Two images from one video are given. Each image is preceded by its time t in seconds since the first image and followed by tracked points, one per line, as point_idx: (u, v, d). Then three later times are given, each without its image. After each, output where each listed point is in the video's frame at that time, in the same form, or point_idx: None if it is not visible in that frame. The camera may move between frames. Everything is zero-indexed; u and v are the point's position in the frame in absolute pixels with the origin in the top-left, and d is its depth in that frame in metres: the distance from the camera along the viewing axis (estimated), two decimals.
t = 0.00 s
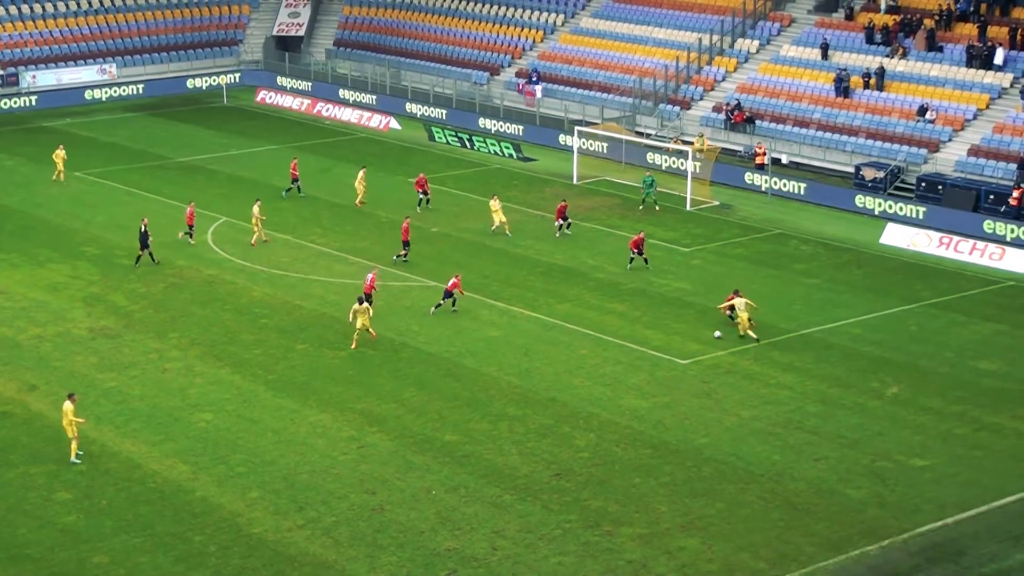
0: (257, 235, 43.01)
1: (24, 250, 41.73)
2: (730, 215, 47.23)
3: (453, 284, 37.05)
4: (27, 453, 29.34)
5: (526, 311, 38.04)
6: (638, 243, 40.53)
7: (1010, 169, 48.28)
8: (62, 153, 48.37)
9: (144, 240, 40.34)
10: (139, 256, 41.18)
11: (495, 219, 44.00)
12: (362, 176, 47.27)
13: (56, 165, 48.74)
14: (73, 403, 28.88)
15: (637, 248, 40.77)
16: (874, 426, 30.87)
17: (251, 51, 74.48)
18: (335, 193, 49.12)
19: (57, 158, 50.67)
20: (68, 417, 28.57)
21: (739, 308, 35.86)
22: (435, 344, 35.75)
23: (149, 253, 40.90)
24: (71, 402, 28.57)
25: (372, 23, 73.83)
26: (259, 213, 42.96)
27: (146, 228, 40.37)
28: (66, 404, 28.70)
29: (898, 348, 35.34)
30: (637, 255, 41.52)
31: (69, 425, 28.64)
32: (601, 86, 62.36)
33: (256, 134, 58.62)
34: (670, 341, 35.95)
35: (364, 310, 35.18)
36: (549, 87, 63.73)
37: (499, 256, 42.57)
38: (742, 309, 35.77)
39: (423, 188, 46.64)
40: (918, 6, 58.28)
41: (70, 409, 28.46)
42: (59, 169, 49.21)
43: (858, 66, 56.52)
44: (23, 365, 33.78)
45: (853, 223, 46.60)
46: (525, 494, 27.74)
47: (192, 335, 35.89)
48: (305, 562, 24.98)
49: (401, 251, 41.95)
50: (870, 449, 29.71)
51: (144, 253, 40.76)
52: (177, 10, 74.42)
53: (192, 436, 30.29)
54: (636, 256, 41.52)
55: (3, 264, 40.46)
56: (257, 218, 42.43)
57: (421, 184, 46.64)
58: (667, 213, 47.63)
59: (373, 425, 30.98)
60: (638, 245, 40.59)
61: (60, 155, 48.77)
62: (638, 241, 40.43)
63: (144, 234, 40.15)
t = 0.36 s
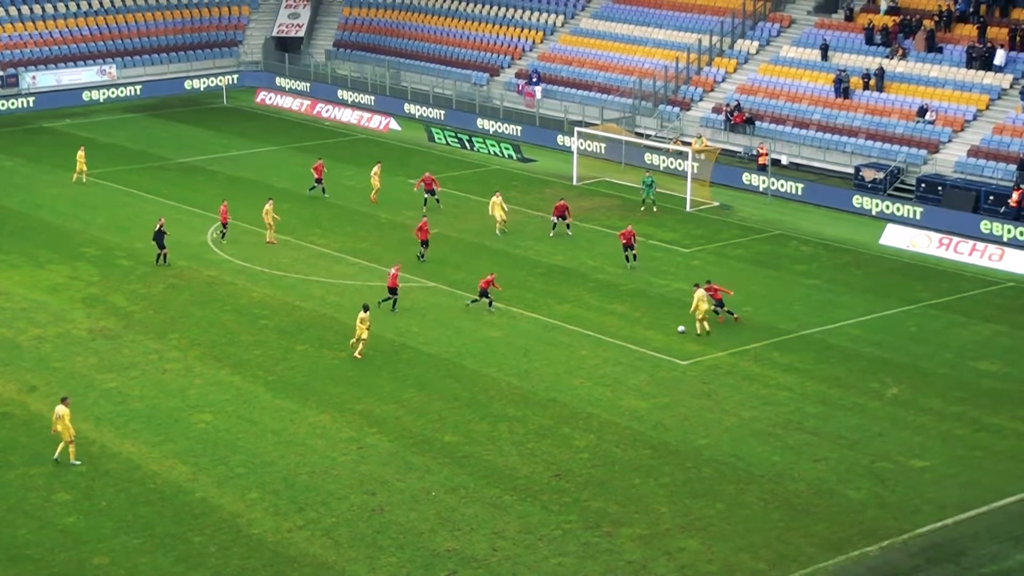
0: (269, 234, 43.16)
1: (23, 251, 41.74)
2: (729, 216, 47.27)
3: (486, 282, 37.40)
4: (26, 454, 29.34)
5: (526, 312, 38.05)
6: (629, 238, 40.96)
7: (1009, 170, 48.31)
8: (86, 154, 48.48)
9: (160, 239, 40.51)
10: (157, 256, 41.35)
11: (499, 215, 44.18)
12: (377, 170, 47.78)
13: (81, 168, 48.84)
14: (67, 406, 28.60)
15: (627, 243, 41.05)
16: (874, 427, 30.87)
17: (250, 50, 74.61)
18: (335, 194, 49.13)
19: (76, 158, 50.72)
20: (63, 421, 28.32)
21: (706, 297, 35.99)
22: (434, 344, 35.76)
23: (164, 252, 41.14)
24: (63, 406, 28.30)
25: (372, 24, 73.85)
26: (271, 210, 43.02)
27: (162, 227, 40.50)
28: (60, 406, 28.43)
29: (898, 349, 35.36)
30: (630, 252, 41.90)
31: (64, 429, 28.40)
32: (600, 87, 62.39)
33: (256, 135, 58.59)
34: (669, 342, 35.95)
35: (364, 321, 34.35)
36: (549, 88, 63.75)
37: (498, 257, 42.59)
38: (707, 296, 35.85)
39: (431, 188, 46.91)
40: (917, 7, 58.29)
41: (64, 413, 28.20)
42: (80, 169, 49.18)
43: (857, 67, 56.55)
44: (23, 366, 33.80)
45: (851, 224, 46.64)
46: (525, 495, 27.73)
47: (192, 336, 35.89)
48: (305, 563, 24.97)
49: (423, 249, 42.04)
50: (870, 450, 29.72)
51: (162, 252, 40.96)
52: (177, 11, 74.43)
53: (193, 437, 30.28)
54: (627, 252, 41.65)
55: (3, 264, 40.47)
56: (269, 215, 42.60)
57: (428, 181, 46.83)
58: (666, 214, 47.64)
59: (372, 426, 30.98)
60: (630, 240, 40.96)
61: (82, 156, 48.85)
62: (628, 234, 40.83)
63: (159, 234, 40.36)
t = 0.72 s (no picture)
0: (280, 234, 43.24)
1: (24, 252, 41.78)
2: (729, 216, 47.30)
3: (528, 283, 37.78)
4: (27, 455, 29.33)
5: (525, 313, 38.03)
6: (616, 242, 40.67)
7: (1010, 171, 48.32)
8: (103, 154, 48.48)
9: (173, 239, 40.60)
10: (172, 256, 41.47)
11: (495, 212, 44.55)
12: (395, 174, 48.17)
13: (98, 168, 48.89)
14: (52, 410, 28.56)
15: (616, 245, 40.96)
16: (874, 428, 30.85)
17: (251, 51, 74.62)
18: (336, 195, 49.10)
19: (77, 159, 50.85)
20: (49, 424, 28.25)
21: (660, 287, 36.44)
22: (434, 345, 35.78)
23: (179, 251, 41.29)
24: (48, 408, 28.19)
25: (373, 26, 73.87)
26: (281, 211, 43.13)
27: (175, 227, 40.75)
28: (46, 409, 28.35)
29: (898, 350, 35.36)
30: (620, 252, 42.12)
31: (50, 433, 28.35)
32: (601, 88, 62.39)
33: (256, 136, 58.59)
34: (669, 343, 35.94)
35: (371, 335, 33.64)
36: (549, 89, 63.76)
37: (499, 258, 42.59)
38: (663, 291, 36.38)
39: (438, 186, 47.04)
40: (918, 8, 58.27)
41: (48, 416, 28.10)
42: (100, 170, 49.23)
43: (858, 68, 56.54)
44: (23, 367, 33.82)
45: (851, 225, 46.65)
46: (525, 496, 27.73)
47: (192, 337, 35.87)
48: (305, 565, 24.95)
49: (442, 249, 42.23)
50: (871, 451, 29.71)
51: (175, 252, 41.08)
52: (178, 12, 74.48)
53: (193, 439, 30.26)
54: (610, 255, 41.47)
55: (3, 265, 40.51)
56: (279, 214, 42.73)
57: (436, 179, 47.04)
58: (667, 215, 47.64)
59: (373, 427, 30.97)
60: (617, 243, 40.72)
61: (99, 158, 48.89)
62: (617, 238, 40.67)
63: (173, 235, 40.43)
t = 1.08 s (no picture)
0: (287, 237, 43.30)
1: (25, 252, 41.81)
2: (730, 217, 47.32)
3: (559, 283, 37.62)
4: (28, 455, 29.34)
5: (526, 314, 38.00)
6: (623, 235, 41.07)
7: (1011, 172, 48.30)
8: (126, 156, 48.59)
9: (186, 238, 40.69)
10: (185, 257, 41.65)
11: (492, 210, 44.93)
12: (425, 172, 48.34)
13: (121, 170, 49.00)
14: (38, 412, 28.11)
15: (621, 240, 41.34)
16: (875, 429, 30.84)
17: (252, 51, 74.61)
18: (337, 195, 49.10)
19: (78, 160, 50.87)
20: (36, 429, 27.99)
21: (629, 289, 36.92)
22: (435, 345, 35.78)
23: (192, 250, 41.38)
24: (34, 414, 27.88)
25: (374, 26, 73.88)
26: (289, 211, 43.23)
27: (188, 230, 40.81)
28: (32, 413, 28.07)
29: (899, 350, 35.35)
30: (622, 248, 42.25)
31: (36, 438, 28.13)
32: (602, 89, 62.39)
33: (257, 136, 58.59)
34: (670, 344, 35.94)
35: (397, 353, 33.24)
36: (550, 90, 63.77)
37: (500, 258, 42.59)
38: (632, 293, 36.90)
39: (444, 186, 47.16)
40: (920, 9, 58.23)
41: (36, 421, 27.82)
42: (122, 174, 49.41)
43: (859, 69, 56.54)
44: (24, 367, 33.84)
45: (852, 225, 46.65)
46: (526, 497, 27.73)
47: (192, 338, 35.87)
48: (307, 565, 24.94)
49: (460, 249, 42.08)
50: (872, 452, 29.70)
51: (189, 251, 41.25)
52: (179, 13, 74.52)
53: (194, 439, 30.27)
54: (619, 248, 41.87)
55: (4, 266, 40.53)
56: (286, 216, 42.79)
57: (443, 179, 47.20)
58: (668, 215, 47.63)
59: (374, 427, 30.96)
60: (625, 237, 41.11)
61: (122, 158, 49.06)
62: (623, 231, 41.02)
63: (184, 235, 40.56)
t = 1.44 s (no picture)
0: (297, 234, 43.31)
1: (25, 252, 41.83)
2: (729, 217, 47.35)
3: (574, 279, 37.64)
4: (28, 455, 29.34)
5: (525, 314, 38.00)
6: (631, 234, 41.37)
7: (1011, 172, 48.30)
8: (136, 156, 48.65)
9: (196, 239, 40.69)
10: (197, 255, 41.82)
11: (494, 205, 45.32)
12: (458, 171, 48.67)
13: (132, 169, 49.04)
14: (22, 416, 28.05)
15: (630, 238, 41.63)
16: (875, 429, 30.84)
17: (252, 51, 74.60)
18: (337, 196, 49.10)
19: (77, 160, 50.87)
20: (19, 432, 27.87)
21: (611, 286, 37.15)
22: (435, 345, 35.79)
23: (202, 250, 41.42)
24: (17, 417, 27.78)
25: (374, 26, 73.88)
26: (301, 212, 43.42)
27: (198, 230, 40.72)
28: (16, 417, 27.97)
29: (899, 350, 35.36)
30: (628, 246, 42.58)
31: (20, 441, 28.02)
32: (602, 89, 62.40)
33: (257, 137, 58.59)
34: (670, 344, 35.94)
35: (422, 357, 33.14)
36: (550, 90, 63.77)
37: (500, 259, 42.59)
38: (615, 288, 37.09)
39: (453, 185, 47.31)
40: (920, 9, 58.22)
41: (18, 424, 27.76)
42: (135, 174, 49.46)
43: (859, 69, 56.55)
44: (24, 367, 33.85)
45: (851, 225, 46.66)
46: (526, 497, 27.72)
47: (192, 338, 35.86)
48: (307, 565, 24.94)
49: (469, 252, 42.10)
50: (871, 452, 29.70)
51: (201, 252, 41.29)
52: (179, 13, 74.54)
53: (194, 439, 30.28)
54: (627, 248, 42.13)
55: (4, 266, 40.53)
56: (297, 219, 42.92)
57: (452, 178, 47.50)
58: (668, 216, 47.63)
59: (374, 427, 30.96)
60: (633, 236, 41.44)
61: (133, 159, 49.00)
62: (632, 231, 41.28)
63: (194, 234, 40.55)
